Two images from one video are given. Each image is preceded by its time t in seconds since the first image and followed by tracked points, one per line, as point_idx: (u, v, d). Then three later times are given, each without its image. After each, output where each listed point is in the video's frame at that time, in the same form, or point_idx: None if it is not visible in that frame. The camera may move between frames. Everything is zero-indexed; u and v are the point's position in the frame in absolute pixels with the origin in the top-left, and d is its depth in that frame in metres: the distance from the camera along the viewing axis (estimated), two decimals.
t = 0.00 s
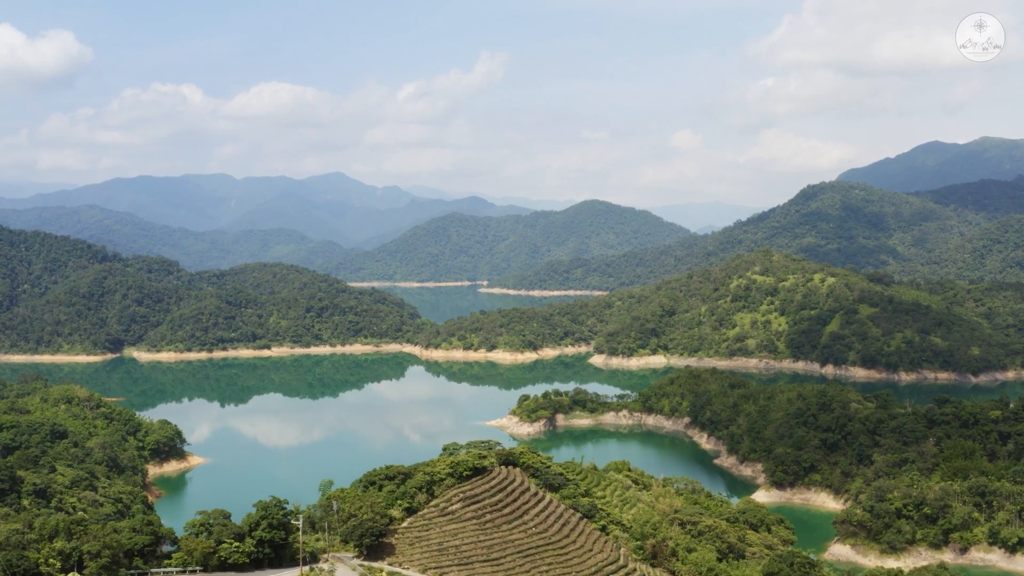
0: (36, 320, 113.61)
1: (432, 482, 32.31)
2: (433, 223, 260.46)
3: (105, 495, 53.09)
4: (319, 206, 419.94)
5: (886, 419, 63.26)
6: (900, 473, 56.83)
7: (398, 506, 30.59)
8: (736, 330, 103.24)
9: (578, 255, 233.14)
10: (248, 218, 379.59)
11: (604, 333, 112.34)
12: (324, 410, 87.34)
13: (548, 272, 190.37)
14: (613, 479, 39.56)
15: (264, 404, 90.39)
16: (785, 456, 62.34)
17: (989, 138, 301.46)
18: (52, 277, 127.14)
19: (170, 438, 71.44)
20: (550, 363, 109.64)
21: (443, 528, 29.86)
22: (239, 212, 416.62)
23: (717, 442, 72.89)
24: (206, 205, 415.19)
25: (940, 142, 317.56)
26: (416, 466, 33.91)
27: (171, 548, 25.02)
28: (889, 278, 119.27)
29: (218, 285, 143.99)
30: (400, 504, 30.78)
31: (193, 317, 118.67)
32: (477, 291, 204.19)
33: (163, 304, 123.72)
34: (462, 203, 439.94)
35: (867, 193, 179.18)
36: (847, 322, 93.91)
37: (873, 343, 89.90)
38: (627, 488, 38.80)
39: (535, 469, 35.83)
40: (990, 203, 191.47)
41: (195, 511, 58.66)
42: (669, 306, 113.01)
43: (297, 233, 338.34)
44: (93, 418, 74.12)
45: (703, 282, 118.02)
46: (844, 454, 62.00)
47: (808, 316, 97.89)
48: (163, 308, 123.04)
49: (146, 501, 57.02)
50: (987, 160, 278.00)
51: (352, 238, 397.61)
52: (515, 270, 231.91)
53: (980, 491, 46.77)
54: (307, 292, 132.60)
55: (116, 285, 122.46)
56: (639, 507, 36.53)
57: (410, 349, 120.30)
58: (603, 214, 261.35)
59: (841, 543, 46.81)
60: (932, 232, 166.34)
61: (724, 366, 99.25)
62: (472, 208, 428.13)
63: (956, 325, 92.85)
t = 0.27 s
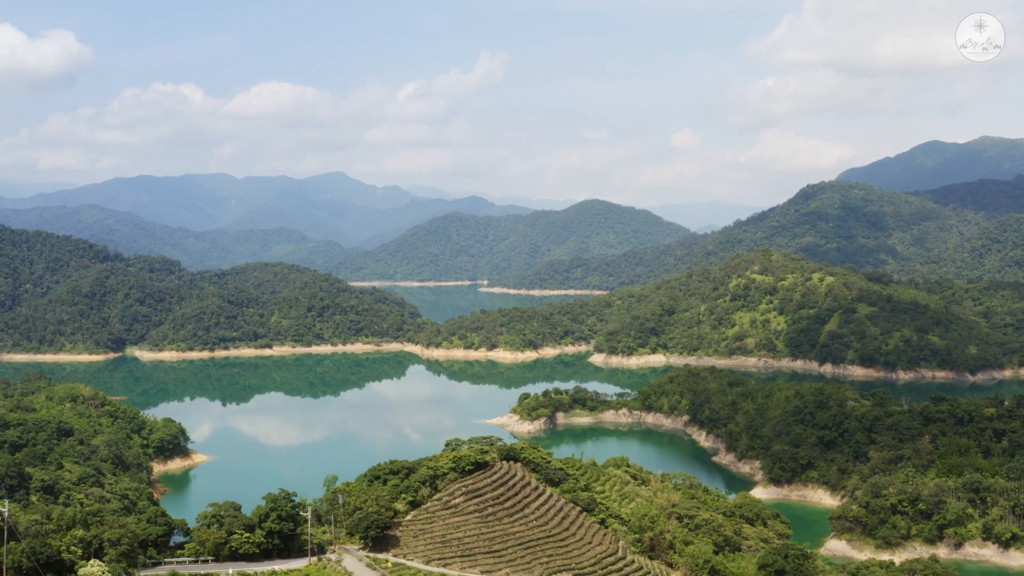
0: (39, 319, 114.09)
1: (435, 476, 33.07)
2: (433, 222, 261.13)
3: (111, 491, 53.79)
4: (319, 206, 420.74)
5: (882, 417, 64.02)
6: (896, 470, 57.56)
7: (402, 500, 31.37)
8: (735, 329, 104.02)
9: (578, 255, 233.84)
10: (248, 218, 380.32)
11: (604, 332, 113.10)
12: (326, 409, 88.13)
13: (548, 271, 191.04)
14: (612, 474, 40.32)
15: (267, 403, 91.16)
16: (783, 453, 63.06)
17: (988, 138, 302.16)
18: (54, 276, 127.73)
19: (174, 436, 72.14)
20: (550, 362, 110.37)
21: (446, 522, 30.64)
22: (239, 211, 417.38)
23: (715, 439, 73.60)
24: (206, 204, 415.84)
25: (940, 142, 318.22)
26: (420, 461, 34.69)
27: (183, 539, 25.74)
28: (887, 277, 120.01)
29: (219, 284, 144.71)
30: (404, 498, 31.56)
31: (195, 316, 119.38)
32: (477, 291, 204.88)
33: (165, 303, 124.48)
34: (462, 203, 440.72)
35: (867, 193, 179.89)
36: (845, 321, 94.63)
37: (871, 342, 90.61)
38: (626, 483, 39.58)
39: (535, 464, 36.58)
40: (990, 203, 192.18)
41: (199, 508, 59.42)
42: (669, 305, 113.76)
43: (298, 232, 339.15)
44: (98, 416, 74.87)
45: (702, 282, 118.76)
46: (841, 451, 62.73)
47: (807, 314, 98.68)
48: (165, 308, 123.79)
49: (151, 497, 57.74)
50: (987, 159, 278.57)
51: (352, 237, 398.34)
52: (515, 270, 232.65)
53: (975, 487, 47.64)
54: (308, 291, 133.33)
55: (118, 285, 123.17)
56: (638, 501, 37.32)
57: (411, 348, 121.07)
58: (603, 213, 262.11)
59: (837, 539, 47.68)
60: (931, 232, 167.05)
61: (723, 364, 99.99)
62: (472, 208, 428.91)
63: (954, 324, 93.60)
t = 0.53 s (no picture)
0: (41, 319, 114.75)
1: (438, 470, 33.89)
2: (433, 222, 261.83)
3: (118, 487, 54.52)
4: (319, 206, 421.49)
5: (878, 414, 64.82)
6: (892, 466, 58.34)
7: (407, 493, 32.18)
8: (734, 327, 104.81)
9: (578, 254, 234.54)
10: (248, 217, 380.99)
11: (604, 331, 113.95)
12: (327, 407, 89.02)
13: (548, 270, 191.76)
14: (611, 470, 41.12)
15: (269, 402, 92.04)
16: (780, 450, 63.85)
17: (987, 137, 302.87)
18: (56, 276, 128.35)
19: (178, 434, 72.99)
20: (550, 361, 111.14)
21: (450, 514, 31.50)
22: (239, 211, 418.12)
23: (714, 437, 74.34)
24: (207, 203, 416.46)
25: (939, 141, 318.93)
26: (423, 455, 35.50)
27: (195, 530, 26.51)
28: (886, 276, 120.76)
29: (221, 284, 145.45)
30: (408, 491, 32.36)
31: (196, 315, 120.15)
32: (478, 290, 205.59)
33: (167, 302, 125.25)
34: (462, 202, 441.40)
35: (866, 192, 180.66)
36: (844, 319, 95.38)
37: (869, 340, 91.40)
38: (625, 478, 40.38)
39: (536, 459, 37.35)
40: (988, 202, 193.01)
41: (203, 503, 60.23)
42: (668, 305, 114.54)
43: (298, 232, 340.17)
44: (102, 414, 75.68)
45: (702, 281, 119.54)
46: (838, 448, 63.51)
47: (805, 314, 99.48)
48: (167, 307, 124.50)
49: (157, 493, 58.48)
50: (986, 158, 279.36)
51: (353, 237, 399.05)
52: (515, 269, 233.29)
53: (969, 483, 48.52)
54: (309, 290, 134.11)
55: (120, 285, 123.89)
56: (637, 496, 38.11)
57: (412, 347, 121.86)
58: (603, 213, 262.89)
59: (833, 534, 48.53)
60: (930, 231, 167.83)
61: (722, 363, 100.76)
62: (472, 207, 429.67)
63: (952, 323, 94.40)
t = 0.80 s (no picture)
0: (44, 318, 115.45)
1: (441, 465, 34.68)
2: (434, 221, 262.59)
3: (124, 483, 55.34)
4: (320, 205, 422.30)
5: (874, 412, 65.62)
6: (888, 463, 59.13)
7: (411, 487, 32.94)
8: (733, 326, 105.62)
9: (579, 253, 235.29)
10: (249, 217, 381.75)
11: (604, 330, 114.78)
12: (329, 406, 89.93)
13: (548, 270, 192.54)
14: (610, 465, 41.90)
15: (272, 401, 92.95)
16: (777, 447, 64.64)
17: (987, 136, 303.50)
18: (58, 275, 129.06)
19: (182, 432, 73.80)
20: (551, 359, 111.94)
21: (453, 508, 32.30)
22: (240, 210, 418.87)
23: (712, 435, 75.12)
24: (207, 203, 417.21)
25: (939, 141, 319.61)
26: (426, 450, 36.27)
27: (206, 521, 27.26)
28: (885, 275, 121.47)
29: (222, 283, 146.25)
30: (412, 485, 33.13)
31: (198, 315, 120.96)
32: (478, 289, 206.38)
33: (169, 302, 126.02)
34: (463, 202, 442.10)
35: (865, 191, 181.43)
36: (842, 318, 96.09)
37: (867, 339, 92.18)
38: (624, 474, 41.16)
39: (537, 454, 38.08)
40: (987, 202, 193.74)
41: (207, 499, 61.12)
42: (668, 304, 115.32)
43: (298, 231, 340.83)
44: (107, 411, 76.46)
45: (701, 280, 120.33)
46: (835, 445, 64.28)
47: (804, 313, 100.26)
48: (169, 306, 125.32)
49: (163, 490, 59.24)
50: (986, 157, 279.89)
51: (353, 236, 399.81)
52: (515, 268, 234.04)
53: (963, 479, 49.37)
54: (310, 289, 134.93)
55: (122, 284, 124.65)
56: (635, 491, 38.88)
57: (413, 346, 122.65)
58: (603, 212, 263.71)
59: (829, 530, 49.36)
60: (929, 230, 168.57)
61: (721, 361, 101.54)
62: (472, 206, 430.46)
63: (949, 322, 95.20)
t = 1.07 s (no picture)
0: (47, 317, 116.11)
1: (444, 459, 35.50)
2: (434, 220, 263.35)
3: (129, 479, 56.10)
4: (320, 205, 423.12)
5: (871, 409, 66.37)
6: (884, 459, 59.89)
7: (414, 481, 33.71)
8: (733, 325, 106.46)
9: (578, 252, 236.14)
10: (249, 216, 382.48)
11: (603, 329, 115.58)
12: (331, 404, 90.82)
13: (548, 269, 193.26)
14: (609, 461, 42.65)
15: (273, 399, 93.79)
16: (775, 444, 65.37)
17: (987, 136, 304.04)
18: (60, 274, 129.75)
19: (186, 429, 74.54)
20: (551, 358, 112.75)
21: (455, 501, 33.17)
22: (240, 209, 419.51)
23: (711, 432, 75.87)
24: (208, 202, 418.06)
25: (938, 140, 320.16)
26: (429, 445, 37.03)
27: (217, 512, 28.09)
28: (883, 274, 122.13)
29: (223, 282, 147.00)
30: (416, 479, 33.92)
31: (200, 314, 121.75)
32: (479, 288, 207.14)
33: (171, 301, 126.78)
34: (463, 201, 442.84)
35: (864, 191, 182.16)
36: (841, 317, 96.84)
37: (866, 338, 92.93)
38: (622, 469, 41.93)
39: (537, 449, 38.82)
40: (986, 201, 194.44)
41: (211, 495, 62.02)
42: (667, 302, 116.07)
43: (299, 230, 341.53)
44: (112, 409, 77.23)
45: (700, 279, 121.11)
46: (832, 442, 65.01)
47: (803, 311, 100.98)
48: (171, 305, 126.02)
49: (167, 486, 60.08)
50: (986, 157, 280.40)
51: (354, 235, 400.58)
52: (515, 267, 234.80)
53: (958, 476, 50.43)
54: (312, 289, 135.75)
55: (124, 283, 125.40)
56: (634, 485, 39.70)
57: (414, 345, 123.45)
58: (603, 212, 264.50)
59: (826, 525, 50.18)
60: (928, 230, 169.27)
61: (720, 360, 102.32)
62: (473, 205, 431.22)
63: (947, 321, 95.98)
